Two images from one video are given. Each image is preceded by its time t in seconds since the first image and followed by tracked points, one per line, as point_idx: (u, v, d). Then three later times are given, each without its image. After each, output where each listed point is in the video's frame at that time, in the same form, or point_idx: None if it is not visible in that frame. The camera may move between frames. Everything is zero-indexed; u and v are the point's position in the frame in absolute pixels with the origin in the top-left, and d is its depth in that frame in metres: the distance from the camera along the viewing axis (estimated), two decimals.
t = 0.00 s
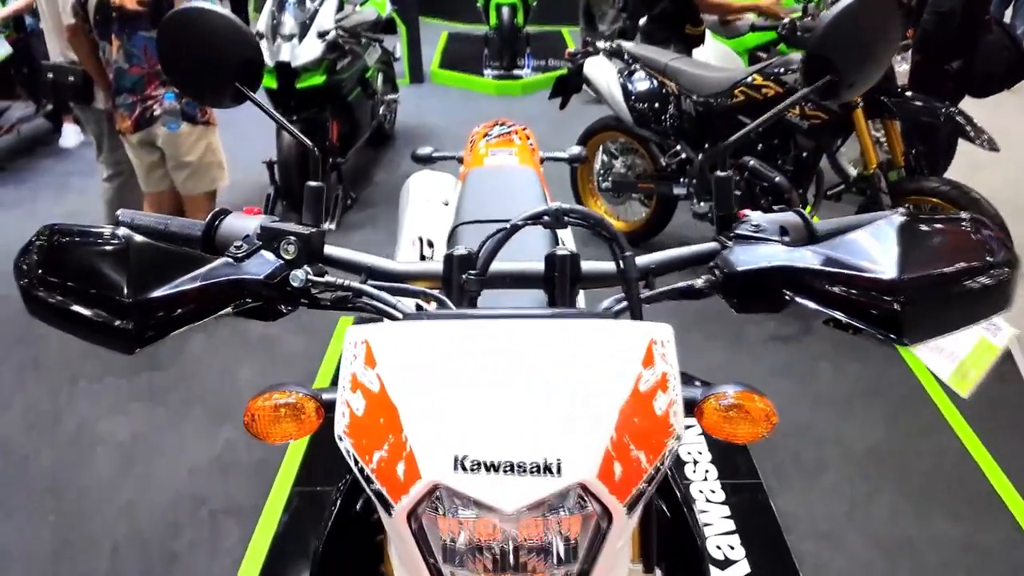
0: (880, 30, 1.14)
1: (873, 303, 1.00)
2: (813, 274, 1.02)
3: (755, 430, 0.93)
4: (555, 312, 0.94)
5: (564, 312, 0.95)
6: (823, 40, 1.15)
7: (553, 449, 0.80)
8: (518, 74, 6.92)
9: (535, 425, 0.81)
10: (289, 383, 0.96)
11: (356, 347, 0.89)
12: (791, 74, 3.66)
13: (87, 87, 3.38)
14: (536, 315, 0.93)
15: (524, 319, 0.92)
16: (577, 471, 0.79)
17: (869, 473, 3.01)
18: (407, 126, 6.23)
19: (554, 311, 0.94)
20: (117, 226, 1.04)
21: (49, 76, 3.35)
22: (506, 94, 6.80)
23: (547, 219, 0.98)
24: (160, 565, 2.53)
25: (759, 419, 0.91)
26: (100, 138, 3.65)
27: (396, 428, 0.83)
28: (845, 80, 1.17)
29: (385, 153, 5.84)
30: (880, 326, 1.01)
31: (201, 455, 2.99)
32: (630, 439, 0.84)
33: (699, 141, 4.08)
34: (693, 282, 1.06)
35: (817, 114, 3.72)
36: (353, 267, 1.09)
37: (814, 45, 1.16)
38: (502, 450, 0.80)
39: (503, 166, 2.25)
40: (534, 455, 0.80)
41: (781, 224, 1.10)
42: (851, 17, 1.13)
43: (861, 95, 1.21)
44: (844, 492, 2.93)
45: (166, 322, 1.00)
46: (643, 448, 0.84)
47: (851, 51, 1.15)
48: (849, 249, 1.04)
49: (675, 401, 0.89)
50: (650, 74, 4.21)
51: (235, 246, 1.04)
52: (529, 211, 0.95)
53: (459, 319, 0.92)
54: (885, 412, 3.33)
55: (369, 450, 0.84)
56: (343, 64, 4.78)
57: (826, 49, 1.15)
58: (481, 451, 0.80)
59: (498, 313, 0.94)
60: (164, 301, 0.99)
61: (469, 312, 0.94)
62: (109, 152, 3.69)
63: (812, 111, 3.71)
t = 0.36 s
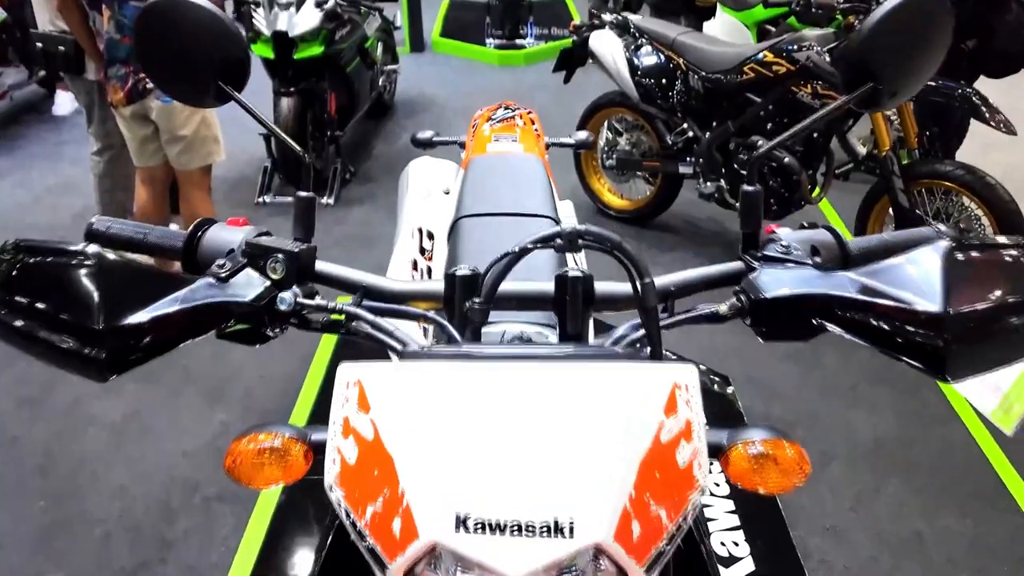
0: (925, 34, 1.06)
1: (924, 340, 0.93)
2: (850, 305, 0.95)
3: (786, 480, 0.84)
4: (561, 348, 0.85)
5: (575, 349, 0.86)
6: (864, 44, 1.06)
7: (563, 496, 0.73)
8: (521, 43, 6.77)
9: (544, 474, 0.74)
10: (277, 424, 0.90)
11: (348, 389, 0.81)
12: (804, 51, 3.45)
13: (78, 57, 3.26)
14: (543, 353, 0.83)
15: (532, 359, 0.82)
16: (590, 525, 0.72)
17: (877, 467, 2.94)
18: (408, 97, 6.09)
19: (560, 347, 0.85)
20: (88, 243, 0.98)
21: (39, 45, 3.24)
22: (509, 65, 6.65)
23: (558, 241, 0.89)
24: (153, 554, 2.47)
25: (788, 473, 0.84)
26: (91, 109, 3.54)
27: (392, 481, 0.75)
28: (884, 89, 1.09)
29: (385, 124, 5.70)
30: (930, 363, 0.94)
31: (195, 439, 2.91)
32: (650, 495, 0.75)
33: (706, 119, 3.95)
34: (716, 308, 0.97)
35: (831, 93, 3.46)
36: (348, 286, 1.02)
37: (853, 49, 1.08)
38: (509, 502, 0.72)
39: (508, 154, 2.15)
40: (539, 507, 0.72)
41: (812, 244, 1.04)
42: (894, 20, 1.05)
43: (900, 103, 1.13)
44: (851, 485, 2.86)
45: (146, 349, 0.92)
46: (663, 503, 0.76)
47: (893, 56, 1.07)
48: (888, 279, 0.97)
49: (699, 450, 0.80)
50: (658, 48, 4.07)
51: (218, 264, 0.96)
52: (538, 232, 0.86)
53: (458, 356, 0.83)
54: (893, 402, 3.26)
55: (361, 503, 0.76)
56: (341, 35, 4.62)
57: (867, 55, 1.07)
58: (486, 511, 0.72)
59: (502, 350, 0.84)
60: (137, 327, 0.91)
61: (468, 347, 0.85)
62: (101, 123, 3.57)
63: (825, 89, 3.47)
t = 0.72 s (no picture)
0: (978, 38, 0.99)
1: (975, 380, 0.85)
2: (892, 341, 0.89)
3: (822, 538, 0.79)
4: (573, 393, 0.75)
5: (588, 394, 0.76)
6: (914, 51, 0.99)
7: (563, 500, 0.68)
8: (523, 18, 6.63)
9: (547, 480, 0.68)
10: (256, 470, 0.84)
11: (339, 438, 0.72)
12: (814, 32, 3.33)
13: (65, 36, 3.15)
14: (554, 402, 0.74)
15: (542, 410, 0.72)
16: (590, 530, 0.67)
17: (886, 460, 2.82)
18: (408, 72, 5.96)
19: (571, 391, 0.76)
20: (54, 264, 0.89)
21: (26, 23, 3.14)
22: (511, 40, 6.51)
23: (573, 271, 0.81)
24: (146, 550, 2.39)
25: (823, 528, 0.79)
26: (80, 89, 3.43)
27: (388, 543, 0.67)
28: (933, 100, 1.02)
29: (384, 100, 5.58)
30: (984, 407, 0.85)
31: (189, 431, 2.83)
32: (676, 560, 0.68)
33: (712, 100, 3.82)
34: (742, 339, 0.89)
35: (840, 75, 3.35)
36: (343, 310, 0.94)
37: (901, 56, 1.00)
38: (508, 506, 0.67)
39: (511, 144, 2.06)
40: (538, 511, 0.67)
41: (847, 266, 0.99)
42: (949, 21, 0.98)
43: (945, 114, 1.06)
44: (857, 479, 2.74)
45: (127, 378, 0.86)
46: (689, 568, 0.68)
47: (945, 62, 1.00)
48: (937, 312, 0.90)
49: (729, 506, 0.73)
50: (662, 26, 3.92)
51: (197, 289, 0.91)
52: (551, 262, 0.79)
53: (461, 407, 0.73)
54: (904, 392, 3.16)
55: (355, 566, 0.68)
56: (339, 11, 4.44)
57: (917, 62, 0.99)
58: (488, 521, 0.67)
59: (510, 399, 0.74)
60: (112, 360, 0.85)
61: (472, 394, 0.75)
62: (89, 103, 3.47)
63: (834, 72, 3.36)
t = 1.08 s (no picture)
0: None
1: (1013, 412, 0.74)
2: (941, 372, 0.77)
3: None
4: (596, 442, 0.66)
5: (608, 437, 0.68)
6: (972, 47, 0.91)
7: (558, 537, 0.60)
8: None
9: (541, 515, 0.61)
10: (238, 521, 0.80)
11: (331, 491, 0.65)
12: (826, 10, 3.19)
13: (53, 13, 3.04)
14: (571, 452, 0.64)
15: (544, 452, 0.64)
16: (584, 570, 0.59)
17: (896, 454, 2.71)
18: (406, 48, 5.84)
19: (594, 439, 0.67)
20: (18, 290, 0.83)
21: None
22: (513, 17, 6.38)
23: (589, 297, 0.74)
24: (141, 547, 2.28)
25: None
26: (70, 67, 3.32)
27: None
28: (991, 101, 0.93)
29: (382, 77, 5.46)
30: None
31: (185, 423, 2.72)
32: None
33: (720, 79, 3.64)
34: (776, 367, 0.78)
35: (852, 54, 3.22)
36: (337, 330, 0.86)
37: (958, 52, 0.92)
38: (502, 544, 0.60)
39: (516, 133, 1.97)
40: (531, 549, 0.60)
41: (890, 284, 0.86)
42: (1014, 15, 0.89)
43: (1000, 117, 0.97)
44: (866, 474, 2.63)
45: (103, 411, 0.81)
46: None
47: (1005, 61, 0.91)
48: (988, 338, 0.77)
49: (767, 566, 0.65)
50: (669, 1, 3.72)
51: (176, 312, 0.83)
52: (565, 288, 0.71)
53: (462, 459, 0.64)
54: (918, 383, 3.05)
55: None
56: None
57: (974, 59, 0.91)
58: (482, 560, 0.60)
59: (523, 447, 0.65)
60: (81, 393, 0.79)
61: (479, 442, 0.66)
62: (79, 81, 3.35)
63: (846, 52, 3.23)
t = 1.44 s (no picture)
0: None
1: None
2: (990, 407, 0.72)
3: None
4: (608, 496, 0.59)
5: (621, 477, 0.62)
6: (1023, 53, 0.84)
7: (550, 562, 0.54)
8: None
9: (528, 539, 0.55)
10: None
11: (312, 551, 0.59)
12: None
13: None
14: (574, 503, 0.58)
15: (543, 494, 0.59)
16: None
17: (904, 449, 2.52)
18: (404, 30, 5.73)
19: (605, 491, 0.59)
20: None
21: None
22: None
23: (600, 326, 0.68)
24: (132, 545, 2.12)
25: None
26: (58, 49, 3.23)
27: None
28: None
29: (380, 60, 5.34)
30: None
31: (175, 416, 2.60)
32: None
33: (724, 62, 3.52)
34: (801, 399, 0.72)
35: (860, 37, 3.12)
36: (323, 355, 0.82)
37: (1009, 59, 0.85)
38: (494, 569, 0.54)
39: (517, 124, 1.89)
40: None
41: (923, 303, 0.80)
42: None
43: None
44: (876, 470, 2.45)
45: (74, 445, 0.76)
46: None
47: None
48: None
49: None
50: None
51: (143, 340, 0.78)
52: (571, 318, 0.65)
53: (454, 516, 0.57)
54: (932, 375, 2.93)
55: None
56: None
57: None
58: None
59: (526, 502, 0.58)
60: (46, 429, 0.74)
61: (476, 496, 0.59)
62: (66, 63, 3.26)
63: (854, 34, 3.13)
